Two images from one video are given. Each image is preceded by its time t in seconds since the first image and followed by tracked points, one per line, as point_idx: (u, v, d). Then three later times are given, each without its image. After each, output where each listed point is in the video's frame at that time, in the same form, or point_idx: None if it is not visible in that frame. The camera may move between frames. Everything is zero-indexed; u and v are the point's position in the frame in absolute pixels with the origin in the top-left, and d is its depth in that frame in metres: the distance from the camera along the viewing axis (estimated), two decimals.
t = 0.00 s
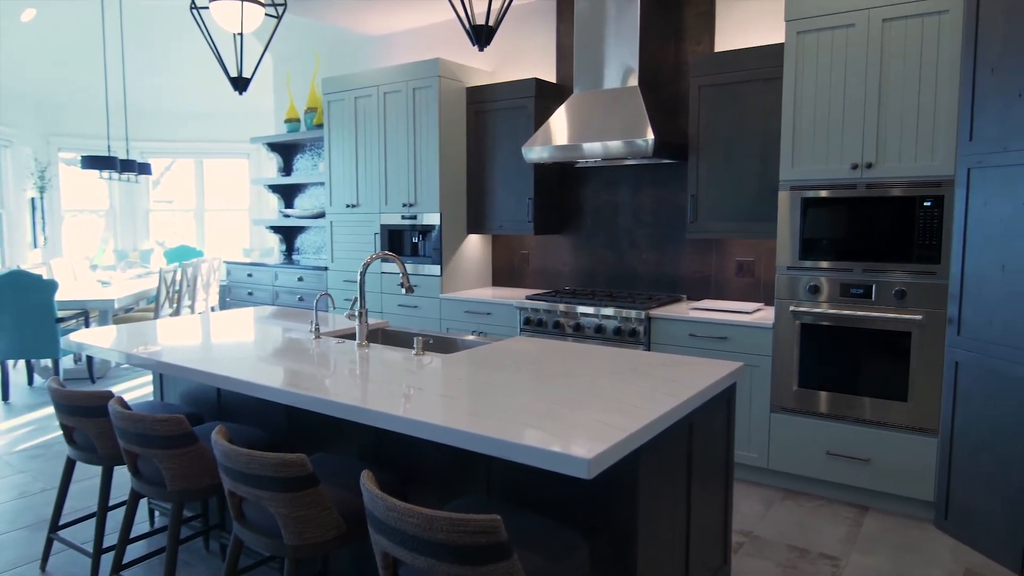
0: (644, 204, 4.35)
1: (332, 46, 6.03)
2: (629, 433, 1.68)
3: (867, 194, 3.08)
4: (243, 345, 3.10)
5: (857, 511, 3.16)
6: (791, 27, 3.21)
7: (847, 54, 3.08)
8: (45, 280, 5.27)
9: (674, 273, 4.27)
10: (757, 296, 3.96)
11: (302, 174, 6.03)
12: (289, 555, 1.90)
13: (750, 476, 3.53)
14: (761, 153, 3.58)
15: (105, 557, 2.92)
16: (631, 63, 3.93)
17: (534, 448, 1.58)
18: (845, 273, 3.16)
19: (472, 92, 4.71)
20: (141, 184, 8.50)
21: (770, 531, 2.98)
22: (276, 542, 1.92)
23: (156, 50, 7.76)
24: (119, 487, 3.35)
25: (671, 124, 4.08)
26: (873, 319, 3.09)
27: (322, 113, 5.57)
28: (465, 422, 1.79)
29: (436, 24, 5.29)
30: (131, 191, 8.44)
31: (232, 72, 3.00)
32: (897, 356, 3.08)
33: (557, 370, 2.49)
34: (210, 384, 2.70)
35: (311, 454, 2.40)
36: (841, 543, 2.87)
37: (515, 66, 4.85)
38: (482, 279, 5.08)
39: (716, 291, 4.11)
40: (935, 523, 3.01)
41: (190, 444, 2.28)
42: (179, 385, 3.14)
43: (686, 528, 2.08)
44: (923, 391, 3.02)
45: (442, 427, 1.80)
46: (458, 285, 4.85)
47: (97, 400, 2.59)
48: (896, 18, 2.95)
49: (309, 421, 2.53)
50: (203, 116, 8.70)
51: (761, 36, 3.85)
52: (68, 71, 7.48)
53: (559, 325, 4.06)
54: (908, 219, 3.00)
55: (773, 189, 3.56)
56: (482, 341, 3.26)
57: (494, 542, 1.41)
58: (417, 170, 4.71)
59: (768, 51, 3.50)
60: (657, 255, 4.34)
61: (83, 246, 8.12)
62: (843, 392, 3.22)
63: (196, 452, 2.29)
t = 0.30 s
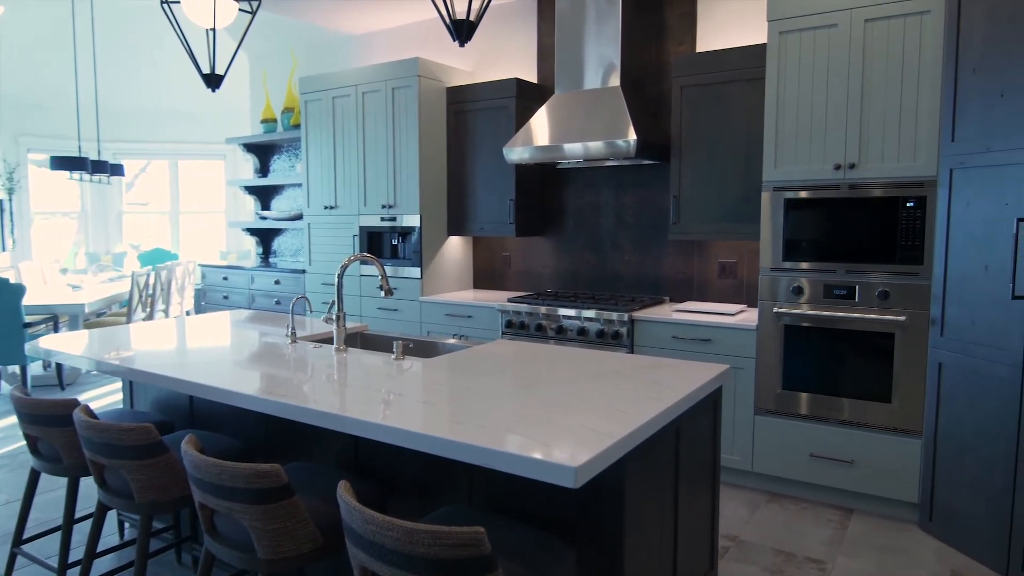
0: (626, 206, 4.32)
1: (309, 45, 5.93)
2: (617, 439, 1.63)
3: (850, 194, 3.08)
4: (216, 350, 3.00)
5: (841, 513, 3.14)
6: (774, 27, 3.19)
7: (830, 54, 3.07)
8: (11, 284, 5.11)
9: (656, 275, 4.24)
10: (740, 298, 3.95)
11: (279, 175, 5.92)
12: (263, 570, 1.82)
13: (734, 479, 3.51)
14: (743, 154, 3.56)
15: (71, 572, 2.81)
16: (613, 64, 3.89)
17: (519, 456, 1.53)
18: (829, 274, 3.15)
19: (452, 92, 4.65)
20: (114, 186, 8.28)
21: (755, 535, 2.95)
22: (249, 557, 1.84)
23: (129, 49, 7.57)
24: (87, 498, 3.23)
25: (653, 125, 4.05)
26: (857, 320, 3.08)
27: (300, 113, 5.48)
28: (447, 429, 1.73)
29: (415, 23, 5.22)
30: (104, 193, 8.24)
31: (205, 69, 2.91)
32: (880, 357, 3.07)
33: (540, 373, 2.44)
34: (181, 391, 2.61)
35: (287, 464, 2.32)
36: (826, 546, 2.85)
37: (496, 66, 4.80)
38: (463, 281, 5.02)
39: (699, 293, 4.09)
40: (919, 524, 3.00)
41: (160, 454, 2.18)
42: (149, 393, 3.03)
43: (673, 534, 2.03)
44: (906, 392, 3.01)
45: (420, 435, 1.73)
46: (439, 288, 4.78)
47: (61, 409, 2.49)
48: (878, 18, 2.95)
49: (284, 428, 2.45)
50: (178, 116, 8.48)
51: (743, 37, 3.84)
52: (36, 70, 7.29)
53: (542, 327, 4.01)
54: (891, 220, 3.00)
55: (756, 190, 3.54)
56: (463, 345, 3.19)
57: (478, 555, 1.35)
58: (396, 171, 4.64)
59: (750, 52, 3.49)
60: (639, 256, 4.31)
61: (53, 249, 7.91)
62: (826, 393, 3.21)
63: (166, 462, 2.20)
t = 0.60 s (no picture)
0: (609, 207, 4.28)
1: (287, 44, 5.83)
2: (603, 448, 1.57)
3: (835, 195, 3.06)
4: (188, 355, 2.90)
5: (828, 517, 3.11)
6: (758, 27, 3.17)
7: (815, 54, 3.05)
8: None
9: (641, 277, 4.20)
10: (724, 299, 3.92)
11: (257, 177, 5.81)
12: None
13: (719, 483, 3.46)
14: (728, 154, 3.53)
15: None
16: (596, 64, 3.85)
17: (501, 467, 1.46)
18: (814, 276, 3.13)
19: (433, 92, 4.58)
20: (87, 188, 8.07)
21: (743, 540, 2.91)
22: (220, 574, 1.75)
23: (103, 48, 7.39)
24: (54, 511, 3.11)
25: (636, 126, 4.01)
26: (843, 321, 3.06)
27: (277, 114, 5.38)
28: (428, 438, 1.66)
29: (396, 23, 5.14)
30: (77, 196, 8.06)
31: (176, 65, 2.81)
32: (865, 359, 3.06)
33: (523, 378, 2.37)
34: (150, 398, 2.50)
35: (262, 474, 2.23)
36: (815, 551, 2.81)
37: (477, 66, 4.74)
38: (445, 284, 4.94)
39: (683, 295, 4.06)
40: (906, 527, 2.98)
41: (127, 466, 2.09)
42: (118, 400, 2.92)
43: (661, 542, 1.98)
44: (892, 394, 2.99)
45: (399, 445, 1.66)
46: (420, 291, 4.70)
47: (23, 420, 2.38)
48: (863, 18, 2.93)
49: (259, 437, 2.36)
50: (154, 117, 8.29)
51: (726, 37, 3.82)
52: (6, 69, 7.10)
53: (525, 331, 3.95)
54: (876, 221, 2.98)
55: (740, 191, 3.51)
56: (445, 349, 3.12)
57: (459, 572, 1.28)
58: (377, 172, 4.56)
59: (734, 51, 3.46)
60: (623, 258, 4.26)
61: (24, 253, 7.72)
62: (811, 396, 3.18)
63: (133, 474, 2.10)
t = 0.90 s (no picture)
0: (593, 209, 4.22)
1: (265, 43, 5.73)
2: (586, 459, 1.51)
3: (821, 196, 3.02)
4: (156, 362, 2.79)
5: (816, 522, 3.07)
6: (742, 26, 3.13)
7: (799, 54, 3.01)
8: None
9: (625, 279, 4.15)
10: (709, 302, 3.88)
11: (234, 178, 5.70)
12: None
13: (705, 488, 3.41)
14: (712, 155, 3.49)
15: None
16: (578, 64, 3.80)
17: (479, 480, 1.39)
18: (799, 277, 3.09)
19: (413, 92, 4.50)
20: (61, 190, 7.88)
21: (729, 547, 2.85)
22: None
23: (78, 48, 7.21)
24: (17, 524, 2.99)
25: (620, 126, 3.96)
26: (829, 324, 3.02)
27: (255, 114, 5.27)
28: (403, 449, 1.58)
29: (376, 22, 5.06)
30: (51, 198, 7.87)
31: (145, 62, 2.72)
32: (851, 362, 3.02)
33: (504, 384, 2.30)
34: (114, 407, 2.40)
35: (233, 485, 2.14)
36: (802, 557, 2.76)
37: (459, 66, 4.67)
38: (427, 287, 4.86)
39: (668, 297, 4.01)
40: (894, 532, 2.94)
41: (88, 478, 1.98)
42: (85, 410, 2.80)
43: (647, 554, 1.92)
44: (879, 398, 2.96)
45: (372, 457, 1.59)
46: (402, 294, 4.61)
47: None
48: (848, 17, 2.90)
49: (230, 447, 2.27)
50: (130, 118, 8.12)
51: (709, 37, 3.78)
52: None
53: (508, 334, 3.88)
54: (861, 222, 2.95)
55: (725, 192, 3.47)
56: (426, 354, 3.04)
57: None
58: (356, 173, 4.47)
59: (717, 51, 3.43)
60: (607, 261, 4.21)
61: None
62: (797, 399, 3.14)
63: (95, 487, 2.00)
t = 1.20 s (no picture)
0: (580, 211, 4.16)
1: (246, 43, 5.63)
2: (571, 472, 1.43)
3: (810, 197, 2.97)
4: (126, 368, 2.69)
5: (807, 530, 3.01)
6: (729, 24, 3.08)
7: (788, 52, 2.96)
8: None
9: (612, 283, 4.09)
10: (697, 305, 3.82)
11: (215, 181, 5.59)
12: None
13: (695, 495, 3.35)
14: (700, 156, 3.44)
15: None
16: (564, 64, 3.73)
17: (457, 497, 1.31)
18: (789, 280, 3.04)
19: (397, 93, 4.42)
20: (39, 193, 7.69)
21: (720, 557, 2.79)
22: None
23: (55, 47, 7.05)
24: None
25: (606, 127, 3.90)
26: (819, 328, 2.97)
27: (236, 115, 5.17)
28: (378, 463, 1.50)
29: (358, 21, 4.98)
30: (30, 199, 7.64)
31: (115, 59, 2.62)
32: (842, 366, 2.97)
33: (487, 390, 2.22)
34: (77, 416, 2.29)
35: (203, 500, 2.05)
36: (794, 566, 2.70)
37: (443, 66, 4.60)
38: (412, 291, 4.77)
39: (656, 301, 3.95)
40: (886, 539, 2.89)
41: (49, 494, 1.88)
42: (52, 420, 2.69)
43: (635, 568, 1.85)
44: (870, 402, 2.91)
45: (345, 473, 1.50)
46: (385, 298, 4.52)
47: None
48: (836, 15, 2.85)
49: (201, 459, 2.18)
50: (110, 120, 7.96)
51: (697, 36, 3.73)
52: None
53: (493, 339, 3.80)
54: (851, 223, 2.90)
55: (713, 193, 3.42)
56: (409, 360, 2.95)
57: None
58: (339, 174, 4.38)
59: (705, 50, 3.37)
60: (594, 264, 4.14)
61: None
62: (787, 404, 3.09)
63: (56, 502, 1.90)
